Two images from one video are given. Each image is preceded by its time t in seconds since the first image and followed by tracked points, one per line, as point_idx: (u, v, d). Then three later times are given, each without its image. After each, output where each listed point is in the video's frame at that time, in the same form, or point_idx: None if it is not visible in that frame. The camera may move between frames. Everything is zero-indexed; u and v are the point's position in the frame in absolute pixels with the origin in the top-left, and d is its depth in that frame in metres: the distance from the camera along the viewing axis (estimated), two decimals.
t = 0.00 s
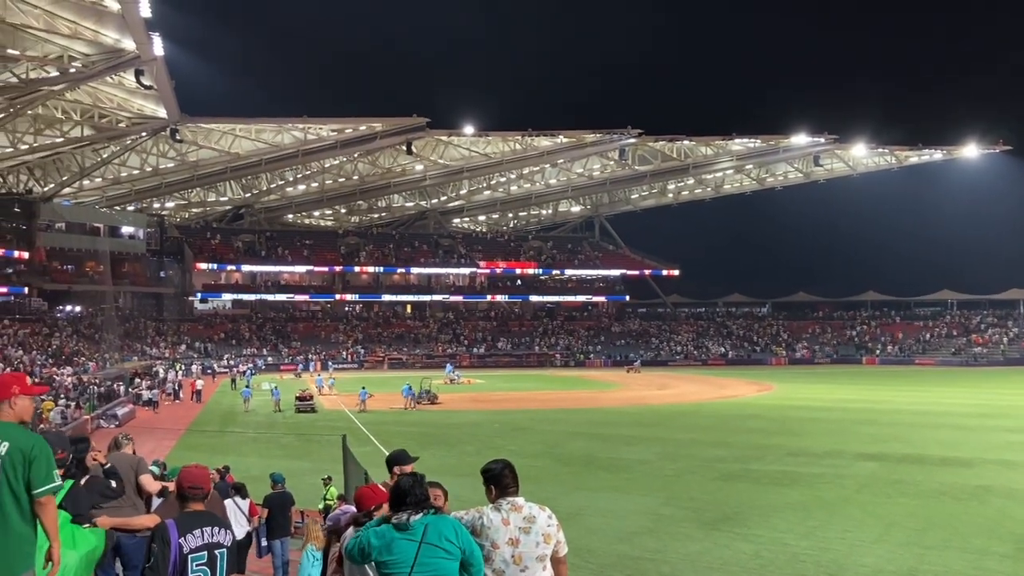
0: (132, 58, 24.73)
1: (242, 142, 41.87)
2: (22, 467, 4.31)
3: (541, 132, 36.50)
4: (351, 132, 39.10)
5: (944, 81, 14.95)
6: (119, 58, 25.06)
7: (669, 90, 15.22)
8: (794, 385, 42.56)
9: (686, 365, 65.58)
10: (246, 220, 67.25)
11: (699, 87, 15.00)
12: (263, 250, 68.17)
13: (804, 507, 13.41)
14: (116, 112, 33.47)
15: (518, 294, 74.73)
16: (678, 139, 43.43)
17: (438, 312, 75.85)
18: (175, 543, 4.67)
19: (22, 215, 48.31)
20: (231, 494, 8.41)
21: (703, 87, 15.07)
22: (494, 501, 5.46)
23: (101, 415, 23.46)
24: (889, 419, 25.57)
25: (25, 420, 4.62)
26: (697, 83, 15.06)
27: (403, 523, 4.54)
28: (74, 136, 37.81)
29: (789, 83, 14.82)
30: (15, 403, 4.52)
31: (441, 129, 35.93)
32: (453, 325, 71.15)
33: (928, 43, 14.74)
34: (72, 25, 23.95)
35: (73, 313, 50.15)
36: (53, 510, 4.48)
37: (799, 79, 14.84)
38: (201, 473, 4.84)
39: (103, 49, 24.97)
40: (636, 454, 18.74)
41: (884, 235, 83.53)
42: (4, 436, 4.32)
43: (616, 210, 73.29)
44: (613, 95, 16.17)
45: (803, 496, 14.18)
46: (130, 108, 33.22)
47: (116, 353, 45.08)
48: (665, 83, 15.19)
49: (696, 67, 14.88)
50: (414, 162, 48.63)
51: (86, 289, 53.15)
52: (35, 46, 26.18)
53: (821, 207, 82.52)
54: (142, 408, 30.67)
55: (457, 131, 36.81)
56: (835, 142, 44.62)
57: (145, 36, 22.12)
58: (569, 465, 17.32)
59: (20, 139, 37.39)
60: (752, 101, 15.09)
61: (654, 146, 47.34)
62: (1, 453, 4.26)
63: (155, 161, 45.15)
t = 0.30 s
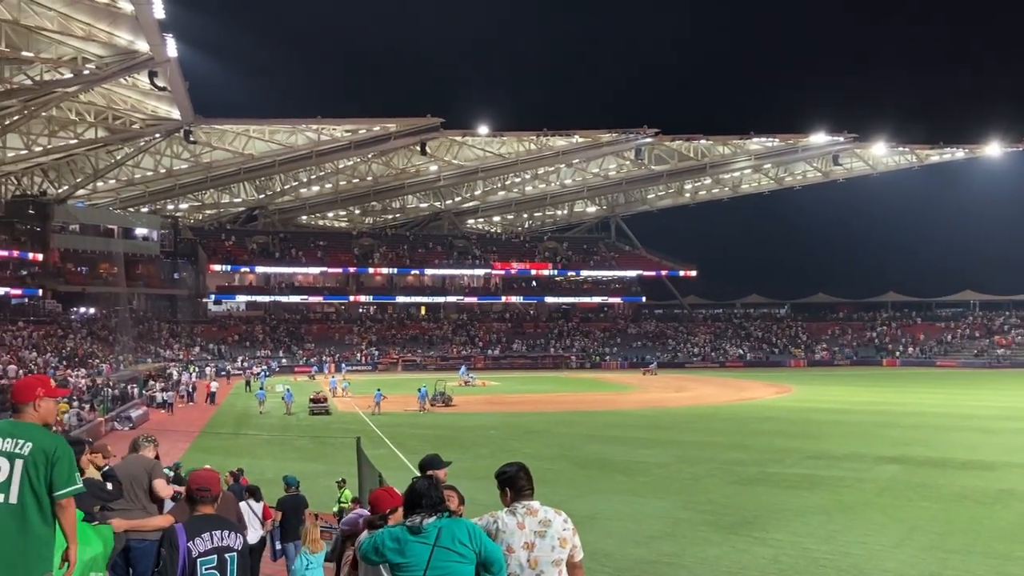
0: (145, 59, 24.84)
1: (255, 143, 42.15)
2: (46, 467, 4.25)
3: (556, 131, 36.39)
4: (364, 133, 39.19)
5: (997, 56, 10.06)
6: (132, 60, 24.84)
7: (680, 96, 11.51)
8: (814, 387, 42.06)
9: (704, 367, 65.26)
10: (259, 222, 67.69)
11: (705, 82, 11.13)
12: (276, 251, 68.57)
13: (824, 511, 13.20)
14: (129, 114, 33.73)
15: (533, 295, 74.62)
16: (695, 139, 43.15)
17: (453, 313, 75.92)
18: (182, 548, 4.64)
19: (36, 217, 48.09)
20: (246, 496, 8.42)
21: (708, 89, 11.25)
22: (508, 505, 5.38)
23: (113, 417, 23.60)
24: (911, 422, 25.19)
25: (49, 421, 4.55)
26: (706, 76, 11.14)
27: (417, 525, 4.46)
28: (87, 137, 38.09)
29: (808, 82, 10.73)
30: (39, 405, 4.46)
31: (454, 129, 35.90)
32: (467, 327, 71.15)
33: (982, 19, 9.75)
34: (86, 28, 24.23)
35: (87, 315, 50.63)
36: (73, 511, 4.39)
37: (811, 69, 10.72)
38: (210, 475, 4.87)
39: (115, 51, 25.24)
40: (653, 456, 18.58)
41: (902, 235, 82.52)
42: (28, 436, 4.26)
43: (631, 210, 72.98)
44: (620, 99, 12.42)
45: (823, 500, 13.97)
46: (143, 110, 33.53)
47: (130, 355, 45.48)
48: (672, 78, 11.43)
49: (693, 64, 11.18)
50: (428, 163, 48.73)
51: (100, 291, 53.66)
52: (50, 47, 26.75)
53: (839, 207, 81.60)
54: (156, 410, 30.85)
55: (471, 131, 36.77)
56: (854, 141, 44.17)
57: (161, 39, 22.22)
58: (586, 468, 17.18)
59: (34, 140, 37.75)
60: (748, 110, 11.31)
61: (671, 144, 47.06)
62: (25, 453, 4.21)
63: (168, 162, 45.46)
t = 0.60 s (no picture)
0: (155, 60, 24.93)
1: (266, 144, 42.31)
2: (52, 470, 4.19)
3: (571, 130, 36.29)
4: (376, 133, 39.26)
5: (1000, 56, 9.50)
6: (142, 60, 25.42)
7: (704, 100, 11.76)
8: (834, 390, 41.57)
9: (722, 369, 64.77)
10: (271, 223, 67.98)
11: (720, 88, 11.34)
12: (288, 253, 68.87)
13: (845, 516, 12.99)
14: (140, 115, 33.97)
15: (548, 296, 74.41)
16: (712, 137, 42.86)
17: (466, 314, 75.82)
18: (192, 551, 4.60)
19: (47, 219, 49.08)
20: (258, 501, 8.35)
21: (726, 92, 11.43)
22: (522, 509, 5.28)
23: (125, 420, 23.71)
24: (933, 425, 24.77)
25: (56, 424, 4.50)
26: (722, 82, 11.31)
27: (432, 530, 4.36)
28: (98, 138, 38.30)
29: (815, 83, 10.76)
30: (47, 407, 4.42)
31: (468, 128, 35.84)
32: (480, 329, 71.04)
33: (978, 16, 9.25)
34: (97, 28, 24.38)
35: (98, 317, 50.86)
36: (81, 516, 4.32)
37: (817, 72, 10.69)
38: (222, 479, 4.86)
39: (126, 51, 25.43)
40: (670, 460, 18.38)
41: (919, 236, 81.58)
42: (36, 439, 4.22)
43: (647, 211, 72.60)
44: (647, 100, 12.58)
45: (845, 505, 13.72)
46: (154, 110, 33.77)
47: (140, 358, 45.77)
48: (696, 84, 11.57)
49: (706, 75, 11.38)
50: (441, 163, 48.74)
51: (111, 293, 52.51)
52: (60, 48, 27.00)
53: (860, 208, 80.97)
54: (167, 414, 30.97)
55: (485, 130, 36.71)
56: (875, 139, 43.70)
57: (170, 38, 22.26)
58: (602, 473, 17.00)
59: (45, 141, 38.01)
60: (761, 111, 11.50)
61: (687, 143, 46.77)
62: (33, 455, 4.17)
63: (179, 163, 45.72)
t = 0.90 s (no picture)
0: (165, 58, 25.17)
1: (277, 144, 42.44)
2: (51, 475, 4.15)
3: (586, 129, 36.13)
4: (388, 132, 39.31)
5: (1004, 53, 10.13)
6: (152, 59, 25.66)
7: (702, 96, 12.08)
8: (856, 394, 40.96)
9: (742, 373, 64.19)
10: (282, 223, 68.20)
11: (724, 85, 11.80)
12: (299, 254, 69.09)
13: (869, 522, 12.70)
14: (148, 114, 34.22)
15: (563, 298, 74.12)
16: (731, 135, 42.50)
17: (480, 316, 75.58)
18: (212, 552, 4.50)
19: (55, 220, 50.05)
20: (269, 506, 8.30)
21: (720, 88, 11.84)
22: (537, 515, 5.13)
23: (134, 425, 23.78)
24: (958, 430, 24.27)
25: (58, 428, 4.47)
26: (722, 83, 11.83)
27: (449, 534, 4.23)
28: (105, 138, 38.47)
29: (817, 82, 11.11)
30: (47, 411, 4.36)
31: (481, 127, 35.72)
32: (494, 331, 70.85)
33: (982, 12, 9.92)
34: (104, 26, 24.50)
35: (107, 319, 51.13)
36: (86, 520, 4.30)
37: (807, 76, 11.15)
38: (245, 482, 4.80)
39: (136, 50, 25.59)
40: (688, 466, 18.11)
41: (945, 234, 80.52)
42: (35, 445, 4.18)
43: (664, 210, 72.17)
44: (636, 99, 13.34)
45: (869, 511, 13.41)
46: (163, 109, 34.04)
47: (148, 361, 46.01)
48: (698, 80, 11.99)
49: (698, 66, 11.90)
50: (453, 162, 48.67)
51: (119, 295, 54.08)
52: (68, 47, 27.09)
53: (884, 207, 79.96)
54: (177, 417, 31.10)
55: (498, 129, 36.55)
56: (898, 136, 43.10)
57: (178, 35, 22.42)
58: (618, 478, 16.77)
59: (54, 141, 38.36)
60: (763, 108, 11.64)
61: (706, 141, 46.48)
62: (31, 462, 4.13)
63: (188, 164, 45.99)
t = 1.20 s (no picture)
0: (168, 53, 25.31)
1: (284, 141, 42.44)
2: (45, 482, 4.01)
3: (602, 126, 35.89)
4: (398, 129, 39.35)
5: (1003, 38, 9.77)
6: (155, 54, 25.71)
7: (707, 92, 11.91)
8: (879, 398, 40.25)
9: (762, 376, 63.57)
10: (289, 224, 68.25)
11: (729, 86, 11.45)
12: (306, 254, 69.26)
13: (894, 531, 12.36)
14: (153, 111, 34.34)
15: (578, 299, 73.78)
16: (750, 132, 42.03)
17: (491, 318, 75.27)
18: (234, 552, 4.53)
19: (58, 220, 50.55)
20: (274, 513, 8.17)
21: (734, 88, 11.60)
22: (552, 522, 4.93)
23: (138, 430, 23.79)
24: (984, 436, 23.73)
25: (52, 433, 4.33)
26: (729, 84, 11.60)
27: (467, 541, 4.05)
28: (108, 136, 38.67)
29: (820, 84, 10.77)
30: (39, 416, 4.22)
31: (493, 124, 35.55)
32: (507, 334, 70.58)
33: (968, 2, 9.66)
34: (108, 22, 24.60)
35: (109, 321, 51.33)
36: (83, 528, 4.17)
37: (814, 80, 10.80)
38: (266, 485, 4.80)
39: (138, 46, 25.69)
40: (706, 473, 17.78)
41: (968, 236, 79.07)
42: (28, 451, 4.05)
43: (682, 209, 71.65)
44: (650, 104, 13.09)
45: (894, 519, 13.09)
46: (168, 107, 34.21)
47: (152, 365, 46.05)
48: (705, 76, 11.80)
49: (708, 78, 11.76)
50: (464, 160, 48.53)
51: (122, 297, 54.27)
52: (70, 43, 27.37)
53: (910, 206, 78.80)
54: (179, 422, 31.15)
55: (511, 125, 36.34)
56: (924, 132, 42.46)
57: (182, 30, 22.62)
58: (634, 485, 16.48)
59: (56, 140, 38.50)
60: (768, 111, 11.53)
61: (725, 138, 46.01)
62: (25, 470, 4.01)
63: (193, 162, 46.24)
